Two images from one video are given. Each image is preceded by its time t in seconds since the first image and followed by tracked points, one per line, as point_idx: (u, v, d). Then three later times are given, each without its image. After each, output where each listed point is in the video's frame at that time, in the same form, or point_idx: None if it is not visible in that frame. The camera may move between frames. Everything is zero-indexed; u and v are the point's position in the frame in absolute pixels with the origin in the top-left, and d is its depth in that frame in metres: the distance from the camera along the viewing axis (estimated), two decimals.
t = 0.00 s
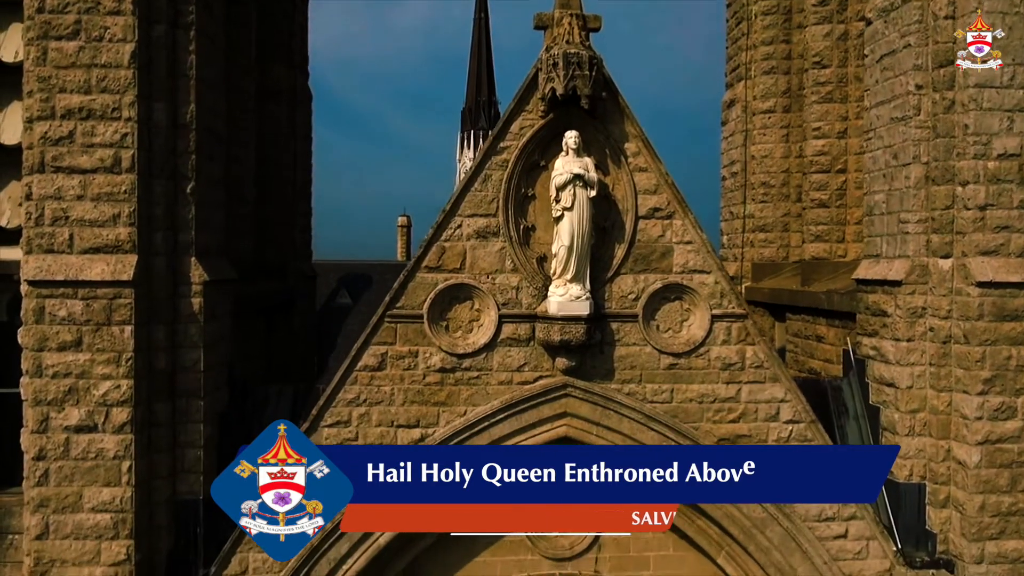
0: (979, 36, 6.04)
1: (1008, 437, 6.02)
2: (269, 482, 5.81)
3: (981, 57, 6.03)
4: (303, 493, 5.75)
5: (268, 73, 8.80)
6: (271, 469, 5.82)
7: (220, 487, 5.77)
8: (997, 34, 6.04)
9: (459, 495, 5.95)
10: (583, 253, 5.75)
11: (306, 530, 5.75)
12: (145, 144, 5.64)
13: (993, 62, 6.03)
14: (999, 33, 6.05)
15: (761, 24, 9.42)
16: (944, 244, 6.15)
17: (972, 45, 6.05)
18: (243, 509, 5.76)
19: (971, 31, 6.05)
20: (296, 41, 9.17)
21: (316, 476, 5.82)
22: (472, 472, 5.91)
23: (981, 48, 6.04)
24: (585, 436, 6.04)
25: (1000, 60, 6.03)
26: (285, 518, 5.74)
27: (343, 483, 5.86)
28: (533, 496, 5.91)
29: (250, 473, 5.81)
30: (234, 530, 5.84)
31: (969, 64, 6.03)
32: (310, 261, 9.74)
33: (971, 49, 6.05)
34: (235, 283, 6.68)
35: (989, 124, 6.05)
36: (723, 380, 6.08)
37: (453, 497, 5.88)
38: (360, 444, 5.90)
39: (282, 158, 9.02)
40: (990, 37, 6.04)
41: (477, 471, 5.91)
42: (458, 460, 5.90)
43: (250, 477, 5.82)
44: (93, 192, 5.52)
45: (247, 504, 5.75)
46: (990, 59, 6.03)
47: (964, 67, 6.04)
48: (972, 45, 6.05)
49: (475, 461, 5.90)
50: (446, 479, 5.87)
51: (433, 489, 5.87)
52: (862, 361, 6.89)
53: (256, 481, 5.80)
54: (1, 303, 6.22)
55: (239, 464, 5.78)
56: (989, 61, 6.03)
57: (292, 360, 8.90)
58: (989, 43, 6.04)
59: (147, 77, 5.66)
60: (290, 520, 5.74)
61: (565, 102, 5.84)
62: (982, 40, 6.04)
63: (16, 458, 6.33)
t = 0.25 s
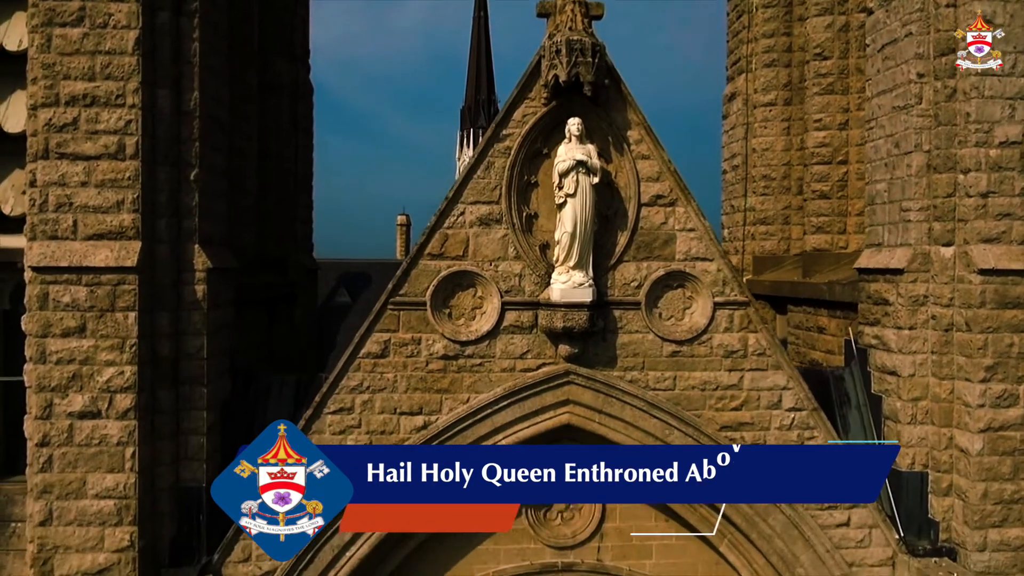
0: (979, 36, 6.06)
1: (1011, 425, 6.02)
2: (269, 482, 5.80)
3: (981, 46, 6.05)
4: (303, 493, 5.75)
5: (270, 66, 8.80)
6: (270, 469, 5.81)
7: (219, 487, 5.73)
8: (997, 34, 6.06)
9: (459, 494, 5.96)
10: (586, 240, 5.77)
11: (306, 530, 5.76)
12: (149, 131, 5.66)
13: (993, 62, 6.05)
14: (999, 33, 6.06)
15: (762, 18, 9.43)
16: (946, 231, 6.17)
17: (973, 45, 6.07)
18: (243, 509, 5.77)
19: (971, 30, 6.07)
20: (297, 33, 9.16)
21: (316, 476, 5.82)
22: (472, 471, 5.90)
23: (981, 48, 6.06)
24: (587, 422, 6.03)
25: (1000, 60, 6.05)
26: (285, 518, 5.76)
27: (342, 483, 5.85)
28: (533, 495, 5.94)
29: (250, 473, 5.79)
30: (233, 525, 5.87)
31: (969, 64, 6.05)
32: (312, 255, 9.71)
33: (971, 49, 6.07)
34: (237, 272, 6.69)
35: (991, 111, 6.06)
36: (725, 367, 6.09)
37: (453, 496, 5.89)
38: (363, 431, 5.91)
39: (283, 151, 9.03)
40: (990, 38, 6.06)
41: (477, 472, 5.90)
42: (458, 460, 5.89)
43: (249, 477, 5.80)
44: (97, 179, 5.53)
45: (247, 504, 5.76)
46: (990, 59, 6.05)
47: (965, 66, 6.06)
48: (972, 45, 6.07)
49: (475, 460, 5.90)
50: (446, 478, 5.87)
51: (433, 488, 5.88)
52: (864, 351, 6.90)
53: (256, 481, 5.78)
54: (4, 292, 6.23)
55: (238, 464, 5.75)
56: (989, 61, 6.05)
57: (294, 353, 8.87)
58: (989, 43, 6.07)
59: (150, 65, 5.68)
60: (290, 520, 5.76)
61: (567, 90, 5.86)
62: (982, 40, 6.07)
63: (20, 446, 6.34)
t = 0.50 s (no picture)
0: (979, 37, 6.07)
1: (1013, 413, 6.02)
2: (269, 481, 5.86)
3: (982, 36, 6.07)
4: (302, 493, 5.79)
5: (272, 60, 8.81)
6: (270, 469, 5.87)
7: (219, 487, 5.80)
8: (997, 36, 6.07)
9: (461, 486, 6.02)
10: (588, 229, 5.77)
11: (306, 530, 5.79)
12: (153, 119, 5.67)
13: (993, 63, 6.07)
14: (1000, 34, 6.08)
15: (763, 12, 9.44)
16: (947, 221, 6.18)
17: (972, 45, 6.08)
18: (243, 509, 5.82)
19: (971, 30, 6.08)
20: (299, 27, 9.16)
21: (316, 476, 5.86)
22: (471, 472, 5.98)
23: (981, 49, 6.08)
24: (589, 411, 6.04)
25: (1000, 61, 6.07)
26: (285, 518, 5.79)
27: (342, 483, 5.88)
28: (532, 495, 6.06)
29: (250, 474, 5.86)
30: (228, 525, 5.85)
31: (969, 64, 6.08)
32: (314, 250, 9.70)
33: (971, 50, 6.09)
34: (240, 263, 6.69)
35: (992, 101, 6.08)
36: (727, 356, 6.10)
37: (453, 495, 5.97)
38: (366, 419, 5.92)
39: (285, 145, 9.03)
40: (990, 38, 6.08)
41: (475, 473, 5.98)
42: (458, 460, 5.96)
43: (249, 477, 5.87)
44: (101, 166, 5.54)
45: (247, 504, 5.81)
46: (990, 60, 6.07)
47: (964, 66, 6.09)
48: (972, 46, 6.09)
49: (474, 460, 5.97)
50: (446, 478, 5.93)
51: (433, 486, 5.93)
52: (865, 341, 6.91)
53: (256, 481, 5.85)
54: (7, 281, 6.24)
55: (238, 464, 5.83)
56: (988, 62, 6.07)
57: (296, 347, 8.87)
58: (989, 44, 6.08)
59: (154, 53, 5.69)
60: (290, 519, 5.79)
61: (570, 79, 5.87)
62: (982, 41, 6.08)
63: (22, 436, 6.33)
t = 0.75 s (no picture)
0: (979, 36, 6.09)
1: (1014, 403, 6.02)
2: (269, 481, 5.88)
3: (983, 26, 6.08)
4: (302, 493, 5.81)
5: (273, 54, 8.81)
6: (271, 469, 5.90)
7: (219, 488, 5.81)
8: (997, 34, 6.07)
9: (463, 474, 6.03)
10: (590, 217, 5.77)
11: (306, 530, 5.80)
12: (154, 108, 5.67)
13: (993, 62, 6.07)
14: (1000, 33, 6.08)
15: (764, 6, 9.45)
16: (949, 211, 6.18)
17: (973, 45, 6.10)
18: (243, 509, 5.83)
19: (971, 30, 6.10)
20: (300, 21, 9.15)
21: (316, 476, 5.87)
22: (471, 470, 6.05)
23: (981, 48, 6.09)
24: (591, 401, 6.03)
25: (1000, 59, 6.07)
26: (285, 518, 5.80)
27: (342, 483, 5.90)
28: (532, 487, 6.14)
29: (250, 473, 5.88)
30: (226, 519, 5.86)
31: (969, 64, 6.08)
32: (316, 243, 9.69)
33: (971, 49, 6.10)
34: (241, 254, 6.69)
35: (993, 90, 6.08)
36: (729, 346, 6.09)
37: (453, 494, 6.01)
38: (367, 409, 5.91)
39: (286, 138, 9.02)
40: (990, 37, 6.08)
41: (476, 470, 6.03)
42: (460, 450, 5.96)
43: (249, 477, 5.89)
44: (103, 155, 5.55)
45: (247, 504, 5.83)
46: (990, 59, 6.07)
47: (964, 66, 6.09)
48: (972, 45, 6.10)
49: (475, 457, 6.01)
50: (446, 479, 5.97)
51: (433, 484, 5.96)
52: (866, 332, 6.91)
53: (256, 481, 5.87)
54: (9, 271, 6.24)
55: (237, 463, 5.86)
56: (989, 61, 6.07)
57: (299, 340, 8.86)
58: (989, 43, 6.08)
59: (156, 42, 5.69)
60: (289, 520, 5.80)
61: (571, 68, 5.88)
62: (982, 40, 6.09)
63: (23, 426, 6.32)
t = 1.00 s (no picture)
0: (979, 36, 6.11)
1: (1016, 394, 6.02)
2: (269, 481, 5.89)
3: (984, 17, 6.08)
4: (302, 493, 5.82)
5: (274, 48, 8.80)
6: (271, 469, 5.91)
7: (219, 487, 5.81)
8: (997, 34, 6.11)
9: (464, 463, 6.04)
10: (591, 207, 5.77)
11: (306, 530, 5.81)
12: (155, 98, 5.67)
13: (993, 62, 6.10)
14: (999, 33, 6.11)
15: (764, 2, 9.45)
16: (949, 202, 6.18)
17: (972, 45, 6.12)
18: (243, 509, 5.83)
19: (971, 30, 6.12)
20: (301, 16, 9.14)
21: (316, 476, 5.88)
22: (471, 463, 6.08)
23: (981, 48, 6.12)
24: (591, 392, 6.03)
25: (1000, 59, 6.10)
26: (285, 518, 5.82)
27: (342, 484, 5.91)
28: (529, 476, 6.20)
29: (250, 473, 5.90)
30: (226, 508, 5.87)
31: (969, 64, 6.11)
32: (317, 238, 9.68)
33: (971, 49, 6.12)
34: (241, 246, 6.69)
35: (994, 82, 6.09)
36: (729, 336, 6.09)
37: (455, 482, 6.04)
38: (368, 399, 5.91)
39: (287, 134, 9.00)
40: (990, 38, 6.11)
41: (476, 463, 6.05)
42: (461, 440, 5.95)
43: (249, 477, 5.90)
44: (104, 144, 5.55)
45: (247, 504, 5.83)
46: (990, 59, 6.11)
47: (964, 66, 6.11)
48: (972, 45, 6.12)
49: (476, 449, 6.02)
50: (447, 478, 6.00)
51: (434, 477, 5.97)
52: (868, 324, 6.90)
53: (256, 480, 5.88)
54: (9, 262, 6.23)
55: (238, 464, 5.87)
56: (989, 61, 6.11)
57: (299, 335, 8.86)
58: (989, 43, 6.11)
59: (158, 32, 5.69)
60: (290, 520, 5.81)
61: (572, 58, 5.88)
62: (982, 40, 6.12)
63: (23, 417, 6.31)
